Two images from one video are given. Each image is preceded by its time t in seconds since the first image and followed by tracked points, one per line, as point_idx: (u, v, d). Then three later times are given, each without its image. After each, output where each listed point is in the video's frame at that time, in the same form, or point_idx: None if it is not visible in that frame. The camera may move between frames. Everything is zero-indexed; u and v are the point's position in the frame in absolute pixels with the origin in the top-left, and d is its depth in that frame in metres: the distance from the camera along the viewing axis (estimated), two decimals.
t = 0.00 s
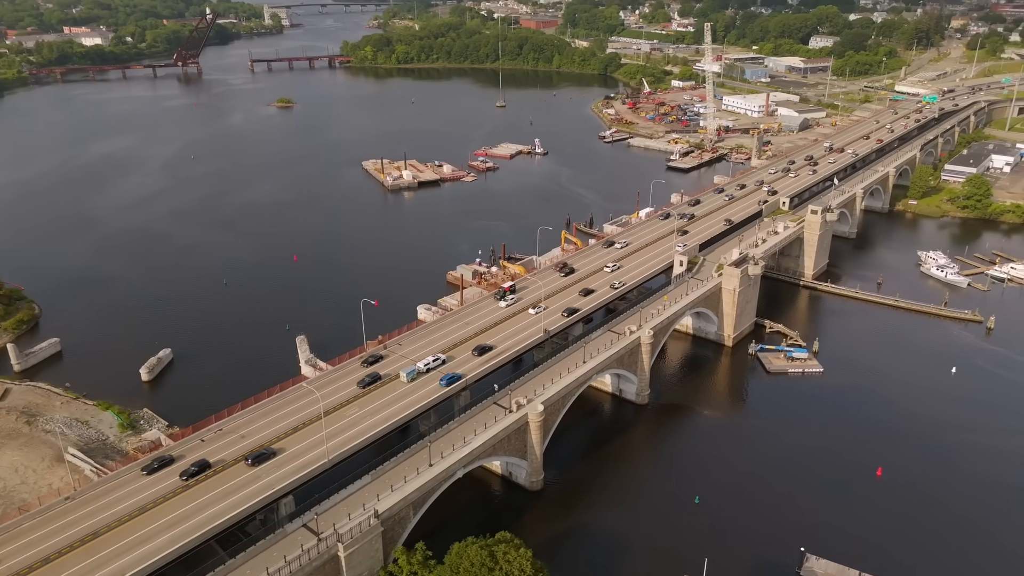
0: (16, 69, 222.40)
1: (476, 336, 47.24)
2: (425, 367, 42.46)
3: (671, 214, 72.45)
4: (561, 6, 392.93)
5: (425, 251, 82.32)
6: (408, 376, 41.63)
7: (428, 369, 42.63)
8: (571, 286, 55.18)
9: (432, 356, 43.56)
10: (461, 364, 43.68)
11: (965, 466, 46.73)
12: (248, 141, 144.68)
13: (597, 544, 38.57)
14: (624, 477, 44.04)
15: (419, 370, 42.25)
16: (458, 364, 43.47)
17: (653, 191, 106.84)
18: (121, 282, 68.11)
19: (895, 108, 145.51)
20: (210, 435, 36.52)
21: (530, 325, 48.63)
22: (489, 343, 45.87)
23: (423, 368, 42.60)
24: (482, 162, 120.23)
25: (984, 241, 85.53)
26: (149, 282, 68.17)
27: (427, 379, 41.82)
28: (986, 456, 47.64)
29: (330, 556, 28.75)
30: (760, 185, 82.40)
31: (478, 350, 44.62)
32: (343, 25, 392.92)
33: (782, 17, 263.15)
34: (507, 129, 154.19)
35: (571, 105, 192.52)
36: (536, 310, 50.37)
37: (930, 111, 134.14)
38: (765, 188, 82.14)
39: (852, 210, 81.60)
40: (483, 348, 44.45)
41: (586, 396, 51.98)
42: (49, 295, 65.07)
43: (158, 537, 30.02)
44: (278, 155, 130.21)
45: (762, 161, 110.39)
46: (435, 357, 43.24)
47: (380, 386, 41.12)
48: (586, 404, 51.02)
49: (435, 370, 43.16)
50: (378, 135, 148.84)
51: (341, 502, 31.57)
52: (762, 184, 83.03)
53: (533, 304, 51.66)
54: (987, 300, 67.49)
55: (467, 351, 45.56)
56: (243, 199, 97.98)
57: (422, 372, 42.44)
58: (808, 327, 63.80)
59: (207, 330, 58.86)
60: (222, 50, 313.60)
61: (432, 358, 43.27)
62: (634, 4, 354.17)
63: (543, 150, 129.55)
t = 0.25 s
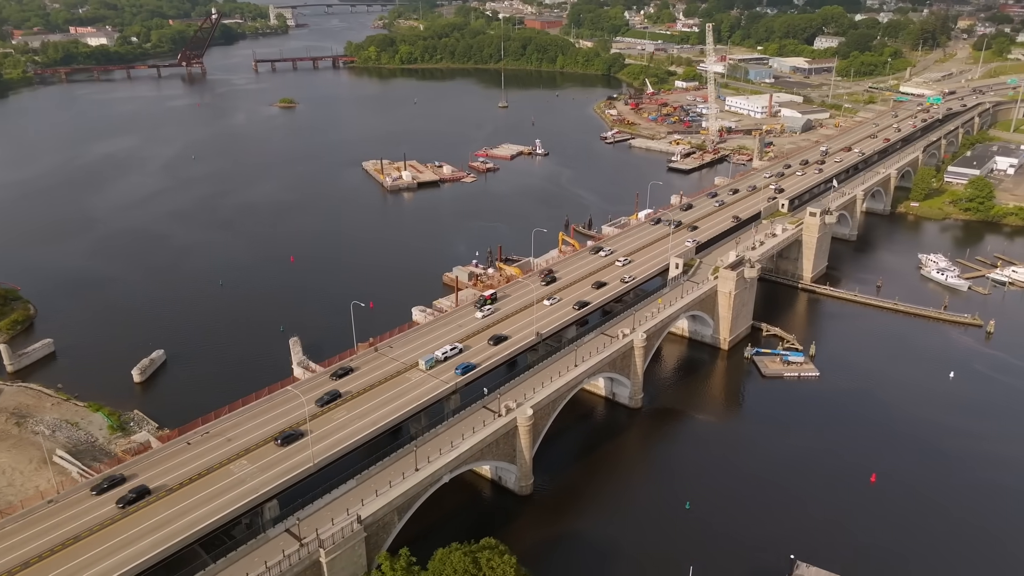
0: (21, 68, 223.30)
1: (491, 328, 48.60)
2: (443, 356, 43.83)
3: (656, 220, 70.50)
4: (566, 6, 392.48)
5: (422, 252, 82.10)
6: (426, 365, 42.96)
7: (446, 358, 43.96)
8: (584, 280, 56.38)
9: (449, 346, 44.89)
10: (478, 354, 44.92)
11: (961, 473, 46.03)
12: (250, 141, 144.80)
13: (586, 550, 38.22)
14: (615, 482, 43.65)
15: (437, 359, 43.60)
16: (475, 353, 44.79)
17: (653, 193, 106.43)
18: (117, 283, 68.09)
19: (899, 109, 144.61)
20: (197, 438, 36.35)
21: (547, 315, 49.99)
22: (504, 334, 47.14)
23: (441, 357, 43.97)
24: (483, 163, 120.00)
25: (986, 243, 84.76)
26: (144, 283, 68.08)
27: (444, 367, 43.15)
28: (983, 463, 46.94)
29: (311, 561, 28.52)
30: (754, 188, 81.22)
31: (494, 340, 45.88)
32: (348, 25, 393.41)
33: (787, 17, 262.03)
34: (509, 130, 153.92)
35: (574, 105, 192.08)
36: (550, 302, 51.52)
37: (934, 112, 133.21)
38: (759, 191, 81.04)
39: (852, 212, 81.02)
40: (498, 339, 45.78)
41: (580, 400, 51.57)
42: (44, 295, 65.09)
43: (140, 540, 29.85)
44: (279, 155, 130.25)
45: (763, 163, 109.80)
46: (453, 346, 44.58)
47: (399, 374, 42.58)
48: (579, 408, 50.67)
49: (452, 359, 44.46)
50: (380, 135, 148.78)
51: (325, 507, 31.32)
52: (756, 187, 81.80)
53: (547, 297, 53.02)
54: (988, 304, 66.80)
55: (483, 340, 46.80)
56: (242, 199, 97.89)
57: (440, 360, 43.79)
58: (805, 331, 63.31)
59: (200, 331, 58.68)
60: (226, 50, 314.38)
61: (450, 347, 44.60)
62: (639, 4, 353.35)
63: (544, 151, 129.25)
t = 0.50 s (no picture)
0: (26, 68, 224.03)
1: (504, 318, 49.81)
2: (458, 345, 45.08)
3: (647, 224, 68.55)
4: (571, 6, 391.90)
5: (420, 253, 81.92)
6: (441, 354, 44.26)
7: (461, 348, 45.25)
8: (595, 274, 57.37)
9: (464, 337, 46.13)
10: (491, 344, 45.92)
11: (956, 478, 45.59)
12: (251, 141, 144.86)
13: (575, 555, 37.97)
14: (606, 486, 43.37)
15: (452, 349, 44.90)
16: (489, 343, 45.89)
17: (654, 193, 106.05)
18: (114, 283, 68.07)
19: (903, 110, 143.82)
20: (184, 440, 36.19)
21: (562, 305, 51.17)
22: (517, 325, 48.32)
23: (456, 347, 45.25)
24: (483, 163, 119.79)
25: (987, 246, 84.15)
26: (141, 282, 68.07)
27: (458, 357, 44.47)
28: (978, 467, 46.51)
29: (295, 566, 28.34)
30: (747, 192, 78.73)
31: (507, 331, 47.02)
32: (353, 24, 393.70)
33: (791, 17, 260.98)
34: (510, 130, 153.66)
35: (576, 106, 191.69)
36: (563, 294, 52.65)
37: (938, 113, 132.42)
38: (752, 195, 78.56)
39: (852, 213, 80.48)
40: (512, 330, 46.91)
41: (573, 402, 51.28)
42: (40, 295, 65.11)
43: (123, 543, 29.60)
44: (279, 155, 130.23)
45: (764, 163, 109.26)
46: (467, 337, 45.80)
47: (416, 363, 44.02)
48: (572, 410, 50.38)
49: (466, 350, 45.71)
50: (381, 135, 148.71)
51: (311, 511, 31.14)
52: (749, 191, 79.25)
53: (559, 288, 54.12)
54: (988, 306, 66.27)
55: (496, 331, 48.01)
56: (241, 199, 97.94)
57: (455, 350, 45.11)
58: (803, 333, 62.89)
59: (195, 332, 58.65)
60: (231, 49, 314.92)
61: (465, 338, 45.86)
62: (644, 4, 352.53)
63: (545, 151, 128.95)
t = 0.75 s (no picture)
0: (30, 67, 224.74)
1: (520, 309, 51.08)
2: (475, 335, 46.40)
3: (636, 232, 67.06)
4: (576, 6, 391.16)
5: (417, 254, 81.74)
6: (459, 343, 45.62)
7: (477, 337, 46.48)
8: (607, 267, 58.62)
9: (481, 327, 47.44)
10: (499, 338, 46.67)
11: (950, 484, 45.15)
12: (252, 141, 144.95)
13: (564, 561, 37.78)
14: (597, 491, 43.07)
15: (470, 338, 46.24)
16: (505, 333, 47.18)
17: (654, 195, 105.64)
18: (110, 283, 68.03)
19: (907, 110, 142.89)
20: (171, 443, 36.01)
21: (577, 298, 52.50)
22: (532, 316, 49.56)
23: (473, 336, 46.49)
24: (483, 163, 119.51)
25: (990, 248, 83.39)
26: (137, 283, 68.05)
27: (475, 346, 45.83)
28: (974, 474, 46.06)
29: (276, 571, 28.15)
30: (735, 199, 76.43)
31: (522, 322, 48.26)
32: (359, 25, 394.13)
33: (797, 17, 259.76)
34: (512, 130, 153.37)
35: (579, 106, 191.25)
36: (577, 286, 53.88)
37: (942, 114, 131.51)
38: (742, 202, 76.38)
39: (852, 215, 79.87)
40: (527, 320, 48.09)
41: (565, 405, 50.95)
42: (37, 295, 65.14)
43: (105, 546, 29.38)
44: (280, 155, 130.24)
45: (766, 164, 108.60)
46: (484, 327, 47.11)
47: (435, 351, 45.49)
48: (565, 414, 50.05)
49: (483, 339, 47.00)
50: (383, 136, 148.60)
51: (295, 515, 30.95)
52: (738, 198, 76.84)
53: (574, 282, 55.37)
54: (988, 310, 65.67)
55: (512, 323, 49.27)
56: (241, 199, 98.00)
57: (472, 340, 46.43)
58: (800, 337, 62.39)
59: (189, 333, 58.61)
60: (236, 49, 315.82)
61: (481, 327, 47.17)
62: (649, 4, 351.48)
63: (546, 152, 128.60)
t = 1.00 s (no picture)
0: (35, 67, 225.39)
1: (533, 301, 52.33)
2: (489, 327, 47.70)
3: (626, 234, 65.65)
4: (581, 6, 390.68)
5: (414, 255, 81.52)
6: (474, 335, 46.83)
7: (491, 329, 47.75)
8: (618, 262, 59.63)
9: (494, 318, 48.65)
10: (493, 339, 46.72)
11: (946, 490, 44.69)
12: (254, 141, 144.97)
13: (553, 566, 37.49)
14: (588, 495, 42.75)
15: (484, 330, 47.46)
16: (518, 325, 48.26)
17: (654, 197, 105.32)
18: (107, 282, 68.05)
19: (910, 111, 142.07)
20: (158, 445, 35.89)
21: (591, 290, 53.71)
22: (545, 308, 50.65)
23: (487, 328, 47.82)
24: (483, 164, 119.30)
25: (991, 251, 82.74)
26: (133, 283, 68.01)
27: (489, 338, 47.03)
28: (970, 479, 45.59)
29: None
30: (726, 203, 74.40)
31: (535, 315, 49.29)
32: (364, 25, 394.52)
33: (801, 17, 258.71)
34: (514, 131, 153.10)
35: (582, 106, 190.86)
36: (590, 280, 55.06)
37: (945, 115, 130.71)
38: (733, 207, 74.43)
39: (852, 217, 79.32)
40: (539, 313, 49.04)
41: (559, 408, 50.60)
42: (34, 295, 65.17)
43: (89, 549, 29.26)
44: (281, 155, 130.26)
45: (766, 166, 108.08)
46: (498, 318, 48.28)
47: (451, 341, 46.84)
48: (558, 416, 49.76)
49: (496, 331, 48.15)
50: (384, 136, 148.51)
51: (280, 518, 30.73)
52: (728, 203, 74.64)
53: (586, 276, 56.54)
54: (988, 313, 65.11)
55: (525, 314, 50.29)
56: (240, 199, 98.00)
57: (487, 331, 47.64)
58: (798, 340, 61.92)
59: (184, 334, 58.49)
60: (240, 49, 316.31)
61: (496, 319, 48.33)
62: (654, 4, 350.70)
63: (546, 152, 128.31)
